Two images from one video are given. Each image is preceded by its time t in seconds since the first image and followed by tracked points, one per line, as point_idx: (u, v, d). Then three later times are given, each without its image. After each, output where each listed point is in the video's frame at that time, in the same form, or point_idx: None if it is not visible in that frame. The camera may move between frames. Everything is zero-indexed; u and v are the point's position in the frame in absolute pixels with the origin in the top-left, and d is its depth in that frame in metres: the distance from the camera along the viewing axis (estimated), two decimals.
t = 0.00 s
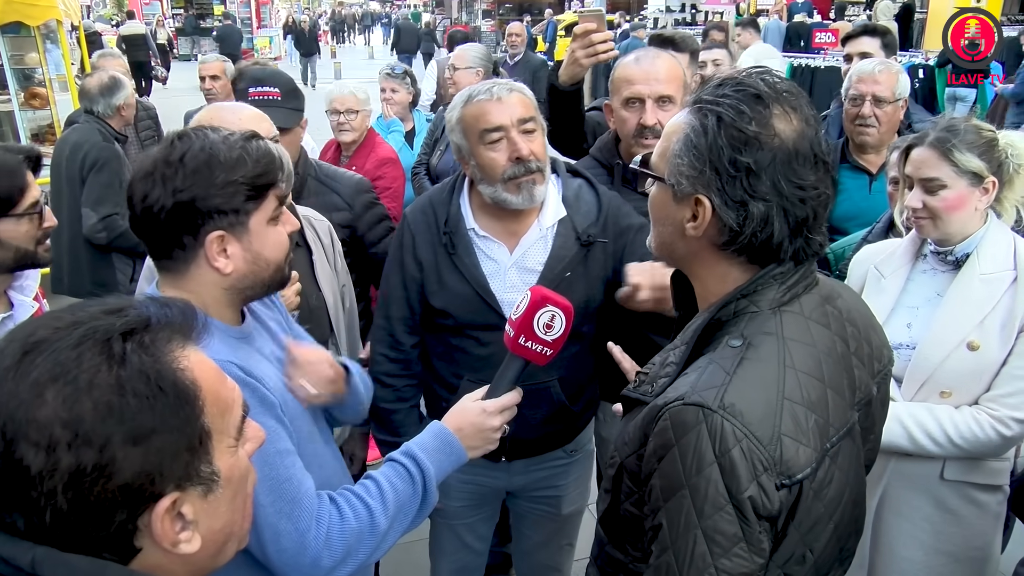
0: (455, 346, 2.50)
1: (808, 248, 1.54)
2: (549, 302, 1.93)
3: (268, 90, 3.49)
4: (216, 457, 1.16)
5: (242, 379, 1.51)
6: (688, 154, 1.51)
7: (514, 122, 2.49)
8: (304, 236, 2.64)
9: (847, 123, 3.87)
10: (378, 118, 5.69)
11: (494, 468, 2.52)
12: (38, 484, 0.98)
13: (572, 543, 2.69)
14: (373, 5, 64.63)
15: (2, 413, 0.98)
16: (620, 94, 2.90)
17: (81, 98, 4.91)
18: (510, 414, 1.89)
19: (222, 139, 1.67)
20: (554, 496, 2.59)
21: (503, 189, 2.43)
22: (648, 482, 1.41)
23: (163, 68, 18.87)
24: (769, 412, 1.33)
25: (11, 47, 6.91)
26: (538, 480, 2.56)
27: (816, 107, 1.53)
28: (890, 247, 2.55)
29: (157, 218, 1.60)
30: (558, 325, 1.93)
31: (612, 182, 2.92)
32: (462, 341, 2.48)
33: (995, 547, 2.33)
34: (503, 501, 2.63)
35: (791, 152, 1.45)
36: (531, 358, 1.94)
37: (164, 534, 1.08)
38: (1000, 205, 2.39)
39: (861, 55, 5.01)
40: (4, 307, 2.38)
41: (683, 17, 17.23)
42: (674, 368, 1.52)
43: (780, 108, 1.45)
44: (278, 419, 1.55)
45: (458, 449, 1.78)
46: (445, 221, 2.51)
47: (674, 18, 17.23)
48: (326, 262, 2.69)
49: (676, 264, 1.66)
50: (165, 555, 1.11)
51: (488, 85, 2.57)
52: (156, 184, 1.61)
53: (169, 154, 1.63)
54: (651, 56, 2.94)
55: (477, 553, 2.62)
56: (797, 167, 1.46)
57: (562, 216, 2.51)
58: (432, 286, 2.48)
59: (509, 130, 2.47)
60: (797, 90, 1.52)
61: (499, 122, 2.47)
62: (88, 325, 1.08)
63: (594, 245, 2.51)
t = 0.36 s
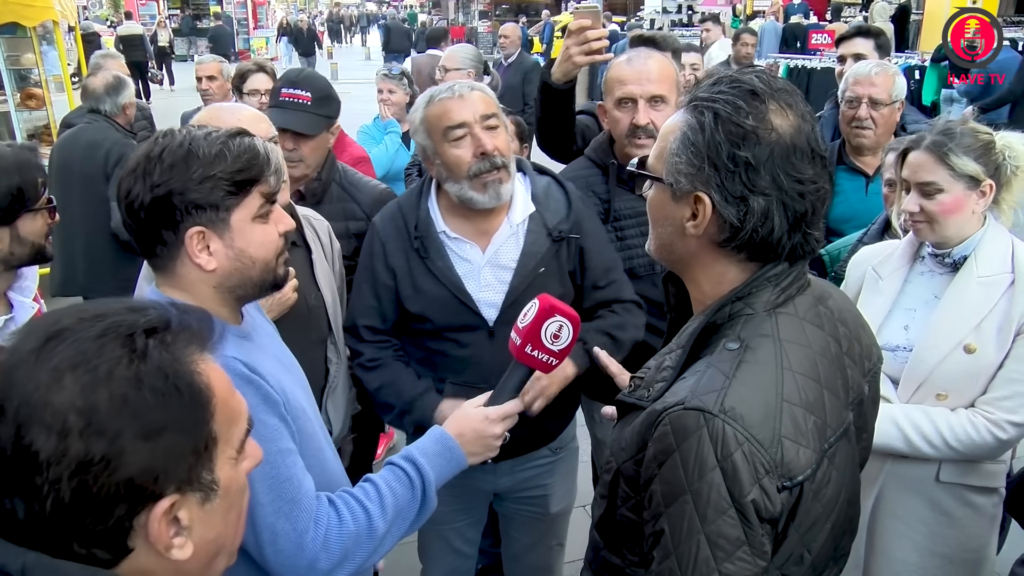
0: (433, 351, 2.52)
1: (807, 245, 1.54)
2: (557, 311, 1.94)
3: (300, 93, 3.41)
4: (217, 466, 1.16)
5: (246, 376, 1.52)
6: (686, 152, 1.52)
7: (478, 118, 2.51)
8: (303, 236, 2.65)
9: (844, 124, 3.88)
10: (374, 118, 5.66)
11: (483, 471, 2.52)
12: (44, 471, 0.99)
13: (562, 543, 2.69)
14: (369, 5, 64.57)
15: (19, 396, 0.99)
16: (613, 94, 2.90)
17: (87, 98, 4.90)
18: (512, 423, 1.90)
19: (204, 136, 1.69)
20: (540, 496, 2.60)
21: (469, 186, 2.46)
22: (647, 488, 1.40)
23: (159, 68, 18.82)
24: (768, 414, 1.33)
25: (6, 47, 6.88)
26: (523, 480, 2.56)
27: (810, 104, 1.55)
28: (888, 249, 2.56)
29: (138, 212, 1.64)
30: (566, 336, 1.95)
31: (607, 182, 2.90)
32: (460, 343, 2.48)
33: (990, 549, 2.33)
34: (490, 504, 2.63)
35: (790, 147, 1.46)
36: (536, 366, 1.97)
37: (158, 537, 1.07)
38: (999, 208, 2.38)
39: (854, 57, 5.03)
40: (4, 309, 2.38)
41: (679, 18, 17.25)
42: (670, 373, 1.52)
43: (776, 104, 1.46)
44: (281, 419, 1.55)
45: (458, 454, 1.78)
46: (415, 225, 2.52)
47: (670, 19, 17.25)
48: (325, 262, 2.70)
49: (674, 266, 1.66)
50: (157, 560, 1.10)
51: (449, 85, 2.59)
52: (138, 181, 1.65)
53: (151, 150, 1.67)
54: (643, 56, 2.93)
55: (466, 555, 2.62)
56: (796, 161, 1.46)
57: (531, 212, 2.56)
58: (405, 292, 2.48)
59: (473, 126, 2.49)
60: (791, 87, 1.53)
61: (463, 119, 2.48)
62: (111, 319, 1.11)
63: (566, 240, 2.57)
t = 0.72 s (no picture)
0: (418, 349, 2.52)
1: (811, 238, 1.53)
2: (562, 316, 1.94)
3: (327, 92, 3.42)
4: (221, 470, 1.16)
5: (250, 375, 1.53)
6: (683, 148, 1.52)
7: (453, 118, 2.52)
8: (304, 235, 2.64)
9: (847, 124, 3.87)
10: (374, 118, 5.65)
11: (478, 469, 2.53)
12: (51, 464, 0.99)
13: (553, 539, 2.69)
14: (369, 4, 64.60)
15: (34, 390, 1.01)
16: (611, 94, 2.88)
17: (110, 94, 4.88)
18: (514, 424, 1.91)
19: (197, 133, 1.69)
20: (529, 491, 2.60)
21: (446, 185, 2.47)
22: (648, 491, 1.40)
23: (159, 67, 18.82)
24: (772, 418, 1.34)
25: (7, 46, 6.88)
26: (513, 476, 2.56)
27: (809, 99, 1.55)
28: (889, 249, 2.56)
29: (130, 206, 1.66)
30: (569, 339, 1.95)
31: (607, 183, 2.87)
32: (461, 343, 2.49)
33: (992, 549, 2.33)
34: (479, 502, 2.63)
35: (786, 137, 1.45)
36: (539, 369, 1.96)
37: (159, 539, 1.07)
38: (998, 207, 2.38)
39: (851, 57, 5.02)
40: (8, 309, 2.38)
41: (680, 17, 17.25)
42: (674, 374, 1.52)
43: (771, 96, 1.47)
44: (285, 415, 1.55)
45: (460, 455, 1.78)
46: (394, 227, 2.52)
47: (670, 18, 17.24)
48: (330, 262, 2.70)
49: (677, 266, 1.66)
50: (156, 563, 1.09)
51: (422, 85, 2.58)
52: (130, 176, 1.67)
53: (145, 145, 1.68)
54: (642, 55, 2.90)
55: (458, 552, 2.63)
56: (793, 151, 1.46)
57: (508, 207, 2.59)
58: (389, 292, 2.48)
59: (448, 126, 2.50)
60: (789, 82, 1.54)
61: (437, 119, 2.49)
62: (127, 318, 1.13)
63: (543, 234, 2.60)
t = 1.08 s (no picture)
0: (413, 344, 2.52)
1: (809, 244, 1.48)
2: (564, 313, 1.93)
3: (321, 90, 3.47)
4: (226, 470, 1.16)
5: (248, 373, 1.52)
6: (688, 148, 1.54)
7: (448, 118, 2.51)
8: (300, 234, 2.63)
9: (866, 122, 3.88)
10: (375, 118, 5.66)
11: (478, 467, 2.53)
12: (55, 463, 0.99)
13: (551, 535, 2.69)
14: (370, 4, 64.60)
15: (38, 389, 1.01)
16: (610, 95, 2.87)
17: (109, 93, 4.88)
18: (516, 422, 1.90)
19: (183, 131, 1.68)
20: (526, 487, 2.60)
21: (441, 184, 2.47)
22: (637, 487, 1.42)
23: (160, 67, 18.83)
24: (759, 424, 1.33)
25: (9, 46, 6.89)
26: (512, 471, 2.56)
27: (827, 103, 1.51)
28: (893, 248, 2.55)
29: (122, 206, 1.67)
30: (571, 336, 1.95)
31: (606, 184, 2.87)
32: (462, 343, 2.48)
33: (995, 548, 2.33)
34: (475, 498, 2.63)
35: (784, 143, 1.43)
36: (541, 367, 1.95)
37: (164, 539, 1.07)
38: (1001, 206, 2.38)
39: (851, 57, 4.99)
40: (9, 308, 2.39)
41: (681, 17, 17.25)
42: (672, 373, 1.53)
43: (779, 100, 1.45)
44: (284, 413, 1.55)
45: (463, 453, 1.78)
46: (389, 225, 2.52)
47: (672, 18, 17.25)
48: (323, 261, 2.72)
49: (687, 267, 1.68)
50: (161, 562, 1.09)
51: (419, 85, 2.58)
52: (121, 177, 1.68)
53: (135, 145, 1.69)
54: (642, 55, 2.89)
55: (457, 548, 2.63)
56: (791, 157, 1.43)
57: (502, 203, 2.60)
58: (384, 288, 2.48)
59: (443, 127, 2.50)
60: (806, 85, 1.50)
61: (433, 119, 2.49)
62: (132, 318, 1.13)
63: (537, 231, 2.59)
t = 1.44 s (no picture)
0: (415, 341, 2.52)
1: (807, 246, 1.48)
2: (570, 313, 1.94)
3: (308, 90, 3.48)
4: (226, 462, 1.16)
5: (246, 375, 1.52)
6: (683, 155, 1.54)
7: (451, 105, 2.54)
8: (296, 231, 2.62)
9: (882, 124, 3.87)
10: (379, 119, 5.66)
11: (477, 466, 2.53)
12: (51, 472, 0.99)
13: (551, 533, 2.69)
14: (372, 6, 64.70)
15: (26, 399, 1.00)
16: (612, 97, 2.86)
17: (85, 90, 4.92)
18: (526, 422, 1.89)
19: (184, 134, 1.67)
20: (528, 485, 2.59)
21: (450, 169, 2.47)
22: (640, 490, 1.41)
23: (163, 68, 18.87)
24: (760, 428, 1.32)
25: (12, 47, 6.89)
26: (512, 471, 2.56)
27: (820, 105, 1.50)
28: (900, 250, 2.55)
29: (127, 210, 1.68)
30: (581, 335, 1.95)
31: (607, 186, 2.88)
32: (467, 341, 2.48)
33: (999, 551, 2.32)
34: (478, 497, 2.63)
35: (778, 148, 1.42)
36: (551, 367, 1.96)
37: (168, 535, 1.08)
38: (1008, 209, 2.38)
39: (856, 60, 4.95)
40: (12, 309, 2.42)
41: (684, 19, 17.28)
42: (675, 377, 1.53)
43: (770, 105, 1.44)
44: (283, 414, 1.55)
45: (473, 452, 1.77)
46: (394, 216, 2.52)
47: (674, 20, 17.27)
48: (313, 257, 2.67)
49: (687, 273, 1.68)
50: (168, 558, 1.10)
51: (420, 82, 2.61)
52: (125, 182, 1.69)
53: (137, 149, 1.69)
54: (643, 57, 2.88)
55: (460, 545, 2.64)
56: (785, 162, 1.43)
57: (505, 200, 2.60)
58: (388, 280, 2.49)
59: (447, 113, 2.52)
60: (798, 88, 1.49)
61: (434, 104, 2.51)
62: (115, 320, 1.11)
63: (541, 227, 2.59)
